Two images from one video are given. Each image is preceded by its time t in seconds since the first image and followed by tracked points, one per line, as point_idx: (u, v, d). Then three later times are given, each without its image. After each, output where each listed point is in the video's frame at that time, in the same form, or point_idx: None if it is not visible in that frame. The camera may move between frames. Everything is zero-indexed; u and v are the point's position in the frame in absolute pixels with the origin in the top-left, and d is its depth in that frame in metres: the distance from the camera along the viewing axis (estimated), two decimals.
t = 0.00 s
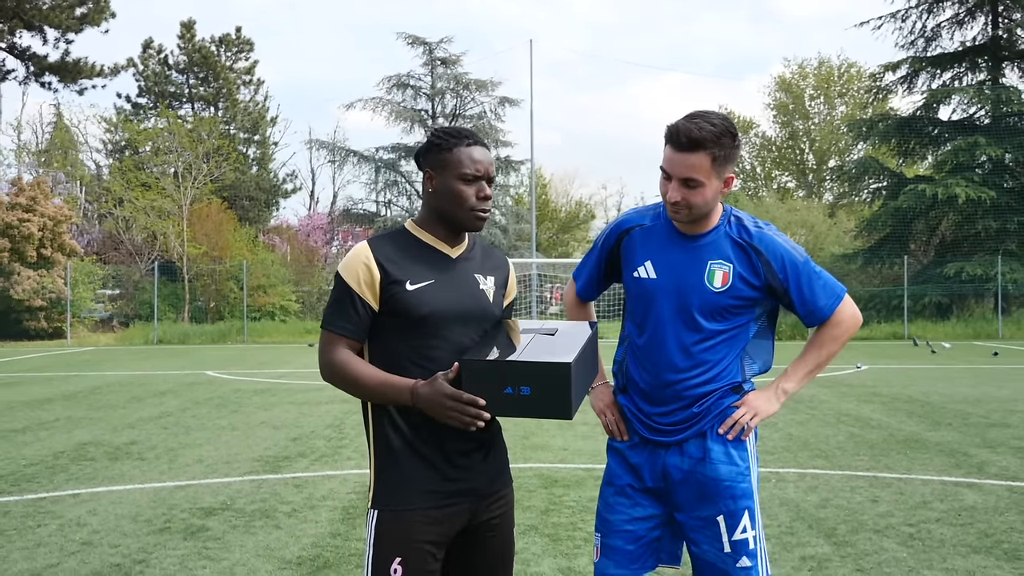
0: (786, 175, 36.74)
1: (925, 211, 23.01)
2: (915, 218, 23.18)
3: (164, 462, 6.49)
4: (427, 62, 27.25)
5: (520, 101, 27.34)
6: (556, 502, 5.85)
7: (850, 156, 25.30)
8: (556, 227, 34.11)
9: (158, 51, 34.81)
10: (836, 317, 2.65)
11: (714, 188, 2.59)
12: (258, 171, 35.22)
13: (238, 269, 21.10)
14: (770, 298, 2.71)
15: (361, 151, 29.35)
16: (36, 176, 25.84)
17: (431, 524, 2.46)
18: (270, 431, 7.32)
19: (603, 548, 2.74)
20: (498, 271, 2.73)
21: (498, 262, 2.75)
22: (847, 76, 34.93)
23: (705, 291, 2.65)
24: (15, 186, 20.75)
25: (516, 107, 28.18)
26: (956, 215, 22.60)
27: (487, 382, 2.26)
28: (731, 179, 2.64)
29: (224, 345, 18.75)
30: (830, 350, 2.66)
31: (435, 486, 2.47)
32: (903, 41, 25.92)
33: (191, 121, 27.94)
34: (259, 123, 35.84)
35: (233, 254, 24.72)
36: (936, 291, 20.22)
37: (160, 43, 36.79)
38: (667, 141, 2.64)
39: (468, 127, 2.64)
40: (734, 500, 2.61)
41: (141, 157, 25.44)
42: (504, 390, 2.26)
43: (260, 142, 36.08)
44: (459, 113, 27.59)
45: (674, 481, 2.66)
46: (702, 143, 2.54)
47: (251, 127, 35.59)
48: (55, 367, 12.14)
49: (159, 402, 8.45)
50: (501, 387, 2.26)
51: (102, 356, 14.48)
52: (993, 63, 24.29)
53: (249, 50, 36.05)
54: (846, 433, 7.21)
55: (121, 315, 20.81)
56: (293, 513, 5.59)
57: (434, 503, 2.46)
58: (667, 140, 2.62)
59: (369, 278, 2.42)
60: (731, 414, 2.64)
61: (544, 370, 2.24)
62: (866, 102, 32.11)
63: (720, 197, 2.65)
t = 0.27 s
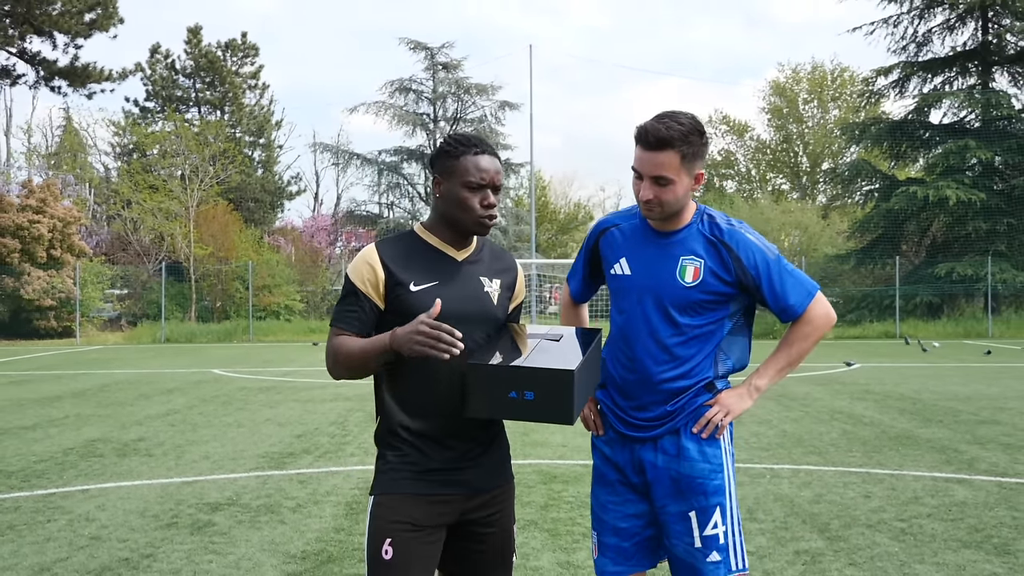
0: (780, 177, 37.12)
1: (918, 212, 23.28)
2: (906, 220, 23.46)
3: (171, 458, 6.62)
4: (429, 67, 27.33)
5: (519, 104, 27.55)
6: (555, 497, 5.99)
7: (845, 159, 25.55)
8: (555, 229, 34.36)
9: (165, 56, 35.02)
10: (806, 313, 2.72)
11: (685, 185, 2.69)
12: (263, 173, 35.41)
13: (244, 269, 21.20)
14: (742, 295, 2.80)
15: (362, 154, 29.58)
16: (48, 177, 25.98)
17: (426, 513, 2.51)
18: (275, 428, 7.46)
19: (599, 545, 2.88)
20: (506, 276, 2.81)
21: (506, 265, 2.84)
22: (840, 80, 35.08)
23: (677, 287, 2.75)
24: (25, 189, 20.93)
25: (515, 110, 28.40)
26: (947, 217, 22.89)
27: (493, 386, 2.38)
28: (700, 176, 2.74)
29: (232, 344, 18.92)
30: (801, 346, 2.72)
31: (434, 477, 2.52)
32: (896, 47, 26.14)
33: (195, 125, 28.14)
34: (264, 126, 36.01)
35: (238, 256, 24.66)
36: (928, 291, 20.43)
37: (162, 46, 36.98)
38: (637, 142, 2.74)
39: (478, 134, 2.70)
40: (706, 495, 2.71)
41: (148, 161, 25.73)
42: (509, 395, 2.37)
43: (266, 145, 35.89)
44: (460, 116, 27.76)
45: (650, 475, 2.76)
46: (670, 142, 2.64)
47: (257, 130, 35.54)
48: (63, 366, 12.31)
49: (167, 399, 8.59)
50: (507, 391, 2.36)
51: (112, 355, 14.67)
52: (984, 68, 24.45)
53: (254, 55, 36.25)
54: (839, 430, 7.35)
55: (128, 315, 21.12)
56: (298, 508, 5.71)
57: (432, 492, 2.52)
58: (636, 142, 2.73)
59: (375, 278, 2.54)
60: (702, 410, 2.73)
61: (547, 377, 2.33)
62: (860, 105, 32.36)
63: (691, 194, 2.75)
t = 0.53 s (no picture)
0: (780, 177, 37.16)
1: (917, 213, 23.31)
2: (905, 220, 23.51)
3: (172, 458, 6.64)
4: (429, 67, 27.38)
5: (519, 104, 27.56)
6: (554, 497, 6.00)
7: (844, 160, 25.57)
8: (555, 229, 34.37)
9: (165, 57, 35.03)
10: (775, 306, 2.75)
11: (649, 178, 2.70)
12: (263, 173, 35.47)
13: (244, 270, 21.22)
14: (711, 291, 2.82)
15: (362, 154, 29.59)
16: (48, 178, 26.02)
17: (422, 523, 2.46)
18: (275, 428, 7.47)
19: (579, 548, 2.90)
20: (493, 273, 2.75)
21: (491, 261, 2.77)
22: (840, 81, 34.96)
23: (650, 283, 2.76)
24: (25, 190, 20.93)
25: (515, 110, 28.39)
26: (947, 217, 22.92)
27: (502, 379, 2.42)
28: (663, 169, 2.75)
29: (232, 344, 18.96)
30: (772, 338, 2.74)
31: (429, 486, 2.47)
32: (895, 47, 26.15)
33: (196, 125, 28.14)
34: (264, 127, 35.97)
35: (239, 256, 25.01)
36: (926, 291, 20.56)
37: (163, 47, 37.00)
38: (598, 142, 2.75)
39: (460, 132, 2.67)
40: (686, 494, 2.71)
41: (148, 161, 25.76)
42: (518, 388, 2.42)
43: (266, 146, 36.08)
44: (460, 117, 27.79)
45: (629, 475, 2.75)
46: (631, 136, 2.65)
47: (257, 130, 35.66)
48: (64, 366, 12.33)
49: (167, 399, 8.61)
50: (515, 383, 2.42)
51: (112, 355, 14.67)
52: (983, 68, 24.42)
53: (254, 55, 36.26)
54: (839, 430, 7.36)
55: (129, 315, 21.24)
56: (298, 508, 5.72)
57: (427, 501, 2.47)
58: (597, 141, 2.73)
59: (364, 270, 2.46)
60: (680, 408, 2.73)
61: (558, 369, 2.41)
62: (860, 105, 32.35)
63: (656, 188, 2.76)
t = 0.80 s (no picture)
0: (780, 178, 37.18)
1: (917, 213, 23.33)
2: (905, 220, 23.54)
3: (172, 458, 6.63)
4: (429, 67, 27.38)
5: (519, 104, 27.56)
6: (554, 497, 6.00)
7: (844, 160, 25.59)
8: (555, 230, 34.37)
9: (166, 57, 35.02)
10: (751, 299, 2.83)
11: (625, 183, 2.71)
12: (263, 173, 35.49)
13: (244, 270, 21.23)
14: (690, 287, 2.86)
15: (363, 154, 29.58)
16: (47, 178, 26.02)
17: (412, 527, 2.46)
18: (275, 429, 7.47)
19: (568, 551, 2.86)
20: (473, 272, 2.76)
21: (472, 262, 2.78)
22: (840, 81, 34.95)
23: (633, 283, 2.77)
24: (26, 190, 20.89)
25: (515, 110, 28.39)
26: (947, 217, 22.95)
27: (503, 380, 2.41)
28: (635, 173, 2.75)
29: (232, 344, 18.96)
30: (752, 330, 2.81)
31: (418, 490, 2.47)
32: (895, 47, 26.16)
33: (196, 125, 28.12)
34: (264, 127, 36.04)
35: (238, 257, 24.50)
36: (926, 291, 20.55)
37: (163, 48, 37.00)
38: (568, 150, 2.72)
39: (444, 131, 2.65)
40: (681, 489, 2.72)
41: (148, 161, 25.76)
42: (518, 390, 2.43)
43: (265, 146, 36.26)
44: (460, 117, 27.80)
45: (622, 472, 2.75)
46: (604, 143, 2.64)
47: (257, 131, 35.71)
48: (65, 366, 12.33)
49: (167, 399, 8.61)
50: (517, 384, 2.42)
51: (112, 355, 14.67)
52: (983, 68, 24.42)
53: (254, 55, 36.26)
54: (839, 430, 7.37)
55: (129, 315, 21.33)
56: (298, 508, 5.72)
57: (417, 504, 2.47)
58: (567, 150, 2.70)
59: (351, 279, 2.44)
60: (671, 405, 2.75)
61: (560, 372, 2.42)
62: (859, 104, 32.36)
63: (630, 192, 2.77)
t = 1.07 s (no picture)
0: (780, 178, 37.21)
1: (917, 213, 23.35)
2: (905, 220, 23.55)
3: (171, 458, 6.63)
4: (429, 67, 27.39)
5: (519, 104, 27.56)
6: (554, 497, 5.99)
7: (844, 160, 25.61)
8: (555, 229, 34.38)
9: (166, 57, 35.04)
10: (746, 293, 2.87)
11: (623, 180, 2.71)
12: (263, 173, 35.52)
13: (244, 270, 21.23)
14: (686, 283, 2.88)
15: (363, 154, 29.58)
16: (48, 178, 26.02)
17: (404, 529, 2.44)
18: (275, 429, 7.47)
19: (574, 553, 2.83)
20: (453, 272, 2.75)
21: (451, 262, 2.77)
22: (840, 81, 34.97)
23: (634, 281, 2.77)
24: (26, 190, 20.87)
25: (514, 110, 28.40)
26: (946, 217, 22.95)
27: (504, 378, 2.40)
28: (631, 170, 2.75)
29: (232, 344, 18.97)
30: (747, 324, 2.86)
31: (408, 492, 2.45)
32: (894, 47, 26.17)
33: (196, 125, 28.10)
34: (264, 127, 36.08)
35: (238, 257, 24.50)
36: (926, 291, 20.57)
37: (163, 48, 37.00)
38: (566, 149, 2.70)
39: (422, 127, 2.59)
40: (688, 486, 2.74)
41: (148, 161, 25.76)
42: (520, 388, 2.42)
43: (266, 146, 36.26)
44: (460, 117, 27.81)
45: (630, 470, 2.74)
46: (604, 141, 2.63)
47: (257, 131, 35.77)
48: (65, 366, 12.34)
49: (167, 399, 8.61)
50: (518, 382, 2.41)
51: (112, 355, 14.68)
52: (983, 69, 24.41)
53: (254, 55, 36.27)
54: (839, 430, 7.37)
55: (129, 315, 21.30)
56: (297, 508, 5.72)
57: (408, 507, 2.45)
58: (566, 149, 2.68)
59: (335, 281, 2.39)
60: (676, 402, 2.76)
61: (562, 369, 2.42)
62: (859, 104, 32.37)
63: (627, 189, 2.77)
